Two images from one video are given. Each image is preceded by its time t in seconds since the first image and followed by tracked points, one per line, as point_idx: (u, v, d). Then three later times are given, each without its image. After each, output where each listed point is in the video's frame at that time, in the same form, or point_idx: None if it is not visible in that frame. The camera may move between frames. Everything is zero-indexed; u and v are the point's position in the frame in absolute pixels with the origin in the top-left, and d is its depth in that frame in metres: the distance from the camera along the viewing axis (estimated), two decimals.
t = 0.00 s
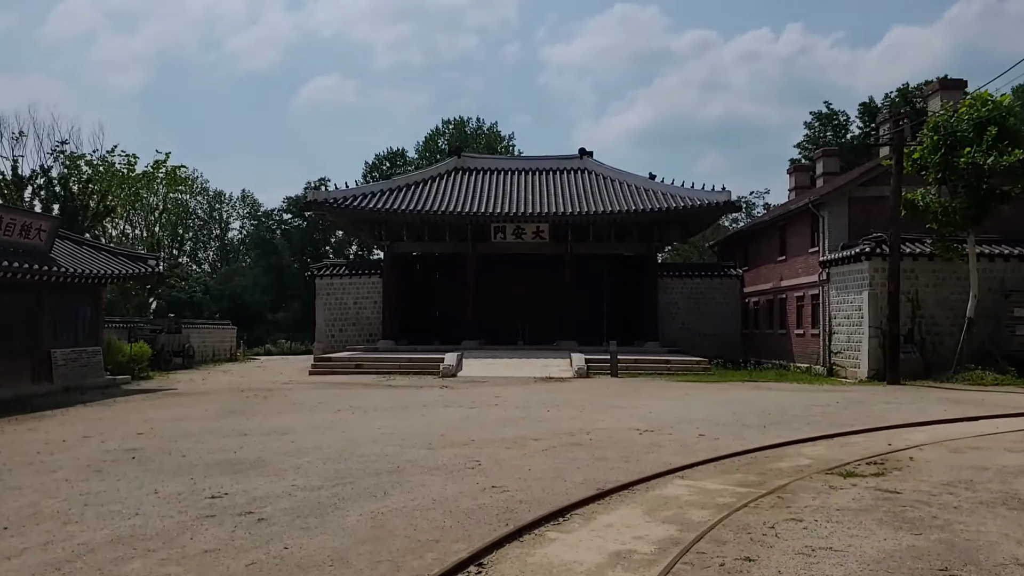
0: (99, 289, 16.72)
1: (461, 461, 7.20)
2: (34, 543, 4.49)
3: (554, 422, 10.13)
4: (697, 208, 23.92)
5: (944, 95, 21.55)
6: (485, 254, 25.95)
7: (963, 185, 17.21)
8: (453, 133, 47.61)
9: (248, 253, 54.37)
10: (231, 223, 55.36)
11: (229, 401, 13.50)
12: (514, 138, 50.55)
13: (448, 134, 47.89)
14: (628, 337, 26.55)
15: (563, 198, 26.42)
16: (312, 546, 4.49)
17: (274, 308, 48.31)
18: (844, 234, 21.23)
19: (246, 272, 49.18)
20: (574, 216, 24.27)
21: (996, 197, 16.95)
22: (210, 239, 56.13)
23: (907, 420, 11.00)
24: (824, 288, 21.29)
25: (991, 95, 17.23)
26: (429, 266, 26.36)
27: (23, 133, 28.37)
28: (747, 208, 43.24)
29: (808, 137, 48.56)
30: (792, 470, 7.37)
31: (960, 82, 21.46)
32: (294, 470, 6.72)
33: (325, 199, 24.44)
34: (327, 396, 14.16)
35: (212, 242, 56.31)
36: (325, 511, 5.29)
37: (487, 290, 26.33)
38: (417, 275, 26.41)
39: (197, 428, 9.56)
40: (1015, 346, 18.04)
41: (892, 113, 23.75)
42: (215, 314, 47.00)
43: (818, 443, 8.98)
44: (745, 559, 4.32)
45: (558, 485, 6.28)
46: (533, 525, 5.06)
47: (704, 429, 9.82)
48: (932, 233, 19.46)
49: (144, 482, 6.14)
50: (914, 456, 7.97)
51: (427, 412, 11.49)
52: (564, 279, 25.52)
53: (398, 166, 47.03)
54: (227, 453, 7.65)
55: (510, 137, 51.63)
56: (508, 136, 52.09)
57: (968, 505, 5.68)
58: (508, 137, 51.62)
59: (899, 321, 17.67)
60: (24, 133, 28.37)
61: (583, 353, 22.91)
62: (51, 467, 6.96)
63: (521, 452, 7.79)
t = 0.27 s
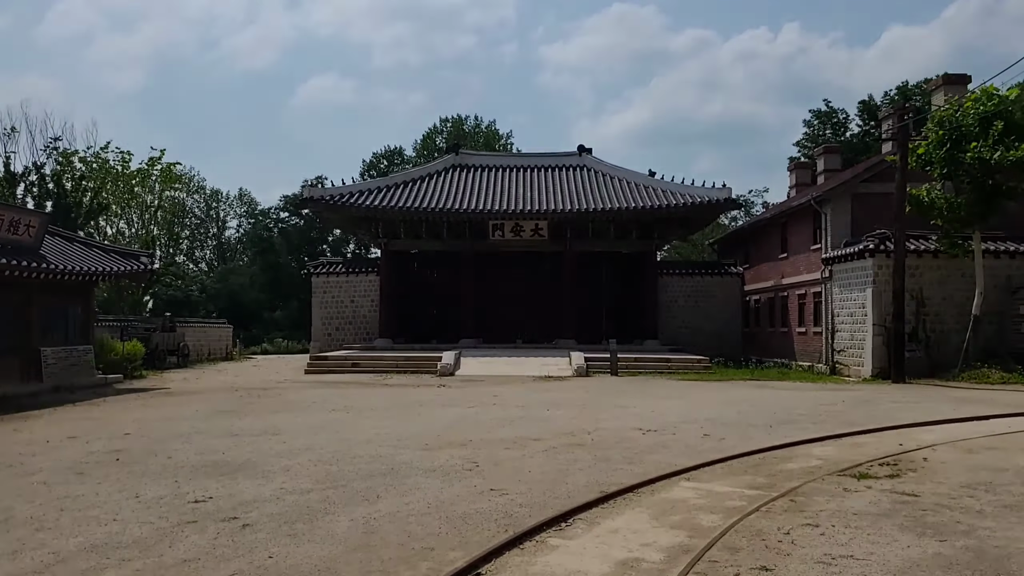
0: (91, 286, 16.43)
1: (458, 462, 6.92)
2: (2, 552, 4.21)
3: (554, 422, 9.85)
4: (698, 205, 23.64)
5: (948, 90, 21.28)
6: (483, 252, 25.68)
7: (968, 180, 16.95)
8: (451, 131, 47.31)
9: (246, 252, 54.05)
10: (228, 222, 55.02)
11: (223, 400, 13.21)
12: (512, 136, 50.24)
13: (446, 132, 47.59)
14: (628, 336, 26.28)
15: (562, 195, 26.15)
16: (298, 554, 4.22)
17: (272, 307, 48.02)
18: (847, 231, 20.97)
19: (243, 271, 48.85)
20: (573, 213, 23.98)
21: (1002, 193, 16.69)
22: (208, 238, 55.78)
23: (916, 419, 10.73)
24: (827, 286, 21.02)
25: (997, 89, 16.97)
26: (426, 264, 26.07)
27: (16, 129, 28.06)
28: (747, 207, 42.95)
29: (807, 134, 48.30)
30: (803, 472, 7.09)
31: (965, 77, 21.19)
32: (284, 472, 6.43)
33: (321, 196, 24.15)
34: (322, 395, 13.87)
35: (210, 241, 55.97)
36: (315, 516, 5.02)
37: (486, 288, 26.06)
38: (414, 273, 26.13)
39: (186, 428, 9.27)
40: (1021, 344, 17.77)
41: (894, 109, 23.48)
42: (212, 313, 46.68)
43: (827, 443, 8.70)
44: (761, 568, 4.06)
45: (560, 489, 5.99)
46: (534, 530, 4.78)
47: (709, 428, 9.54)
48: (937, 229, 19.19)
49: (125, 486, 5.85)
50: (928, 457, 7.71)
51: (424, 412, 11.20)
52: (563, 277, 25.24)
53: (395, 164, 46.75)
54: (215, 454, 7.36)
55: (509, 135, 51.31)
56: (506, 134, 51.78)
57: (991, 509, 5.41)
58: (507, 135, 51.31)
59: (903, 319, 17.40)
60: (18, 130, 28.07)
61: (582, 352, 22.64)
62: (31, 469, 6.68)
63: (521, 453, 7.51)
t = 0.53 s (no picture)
0: (79, 285, 16.16)
1: (453, 468, 6.65)
2: None
3: (552, 425, 9.57)
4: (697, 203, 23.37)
5: (949, 87, 21.04)
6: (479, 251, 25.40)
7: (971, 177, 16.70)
8: (447, 130, 47.01)
9: (240, 251, 53.69)
10: (223, 221, 54.63)
11: (213, 402, 12.92)
12: (508, 135, 49.96)
13: (442, 131, 47.29)
14: (626, 336, 26.03)
15: (559, 193, 25.88)
16: (282, 572, 3.95)
17: (266, 307, 47.69)
18: (847, 230, 20.73)
19: (238, 271, 48.49)
20: (571, 211, 23.70)
21: (1005, 191, 16.45)
22: (202, 237, 55.38)
23: (922, 421, 10.49)
24: (827, 285, 20.78)
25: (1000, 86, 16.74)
26: (422, 263, 25.80)
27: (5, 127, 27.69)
28: (744, 206, 42.75)
29: (804, 134, 48.11)
30: (811, 478, 6.83)
31: (966, 74, 20.96)
32: (271, 480, 6.15)
33: (315, 194, 23.84)
34: (315, 397, 13.58)
35: (204, 240, 55.57)
36: (301, 529, 4.75)
37: (482, 288, 25.78)
38: (410, 273, 25.84)
39: (173, 432, 8.97)
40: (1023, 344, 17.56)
41: (894, 106, 23.26)
42: (206, 313, 46.32)
43: (834, 446, 8.44)
44: None
45: (560, 497, 5.72)
46: (533, 543, 4.52)
47: (712, 431, 9.28)
48: (939, 227, 18.96)
49: (102, 496, 5.57)
50: (939, 461, 7.47)
51: (418, 414, 10.93)
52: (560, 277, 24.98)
53: (391, 163, 46.45)
54: (200, 460, 7.08)
55: (505, 134, 51.02)
56: (502, 133, 51.49)
57: (1012, 519, 5.16)
58: (503, 134, 51.01)
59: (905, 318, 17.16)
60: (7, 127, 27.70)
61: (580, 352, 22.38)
62: (7, 477, 6.39)
63: (518, 459, 7.23)
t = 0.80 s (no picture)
0: (57, 283, 15.83)
1: (442, 472, 6.37)
2: None
3: (544, 426, 9.33)
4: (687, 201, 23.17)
5: (941, 84, 20.91)
6: (468, 249, 25.09)
7: (964, 175, 16.59)
8: (436, 128, 46.67)
9: (227, 250, 53.17)
10: (209, 219, 54.12)
11: (196, 403, 12.61)
12: (497, 133, 49.67)
13: (431, 130, 46.95)
14: (616, 334, 25.79)
15: (549, 191, 25.61)
16: None
17: (253, 306, 47.23)
18: (839, 228, 20.57)
19: (224, 270, 48.01)
20: (561, 209, 23.45)
21: (999, 188, 16.33)
22: (188, 236, 54.81)
23: (920, 420, 10.29)
24: (819, 283, 20.63)
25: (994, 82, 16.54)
26: (410, 261, 25.48)
27: None
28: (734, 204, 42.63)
29: (793, 133, 48.06)
30: (812, 480, 6.59)
31: (958, 71, 20.84)
32: (250, 485, 5.86)
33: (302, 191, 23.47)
34: (300, 397, 13.29)
35: (190, 239, 54.99)
36: (279, 538, 4.47)
37: (471, 286, 25.49)
38: (398, 271, 25.51)
39: (151, 435, 8.67)
40: (1015, 342, 17.42)
41: (885, 105, 23.19)
42: (192, 312, 45.82)
43: (833, 447, 8.22)
44: None
45: (553, 502, 5.46)
46: (526, 553, 4.26)
47: (707, 431, 9.05)
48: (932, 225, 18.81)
49: (69, 504, 5.27)
50: (942, 461, 7.25)
51: (406, 415, 10.65)
52: (550, 275, 24.71)
53: (379, 161, 46.08)
54: (177, 465, 6.77)
55: (494, 132, 50.72)
56: (491, 131, 51.19)
57: None
58: (492, 132, 50.72)
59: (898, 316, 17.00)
60: None
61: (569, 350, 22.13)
62: None
63: (509, 461, 6.97)
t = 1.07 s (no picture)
0: (40, 280, 15.46)
1: (433, 478, 6.08)
2: None
3: (539, 428, 9.04)
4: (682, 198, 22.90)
5: (938, 80, 20.72)
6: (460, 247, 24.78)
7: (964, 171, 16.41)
8: (428, 126, 46.32)
9: (217, 248, 52.69)
10: (199, 218, 53.62)
11: (181, 404, 12.27)
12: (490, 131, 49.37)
13: (423, 128, 46.61)
14: (609, 334, 25.53)
15: (542, 188, 25.32)
16: None
17: (244, 306, 46.82)
18: (835, 225, 20.37)
19: (214, 268, 47.57)
20: (554, 207, 23.16)
21: (998, 184, 16.16)
22: (178, 234, 54.30)
23: (924, 421, 10.05)
24: (815, 281, 20.42)
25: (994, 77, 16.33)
26: (402, 259, 25.17)
27: None
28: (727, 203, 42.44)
29: (785, 131, 47.92)
30: (819, 486, 6.32)
31: (956, 67, 20.64)
32: (230, 493, 5.55)
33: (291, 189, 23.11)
34: (289, 398, 12.97)
35: (180, 237, 54.49)
36: (258, 552, 4.17)
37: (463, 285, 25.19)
38: (389, 269, 25.19)
39: (131, 438, 8.34)
40: (1014, 341, 17.27)
41: (881, 101, 22.99)
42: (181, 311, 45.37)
43: (838, 450, 7.96)
44: None
45: (550, 510, 5.17)
46: (522, 569, 3.97)
47: (707, 433, 8.77)
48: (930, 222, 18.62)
49: (37, 514, 4.95)
50: (953, 466, 7.00)
51: (397, 416, 10.34)
52: (543, 273, 24.43)
53: (371, 159, 45.72)
54: (155, 470, 6.45)
55: (487, 130, 50.41)
56: (484, 129, 50.88)
57: None
58: (485, 130, 50.41)
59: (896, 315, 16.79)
60: None
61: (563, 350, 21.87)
62: None
63: (503, 466, 6.67)
